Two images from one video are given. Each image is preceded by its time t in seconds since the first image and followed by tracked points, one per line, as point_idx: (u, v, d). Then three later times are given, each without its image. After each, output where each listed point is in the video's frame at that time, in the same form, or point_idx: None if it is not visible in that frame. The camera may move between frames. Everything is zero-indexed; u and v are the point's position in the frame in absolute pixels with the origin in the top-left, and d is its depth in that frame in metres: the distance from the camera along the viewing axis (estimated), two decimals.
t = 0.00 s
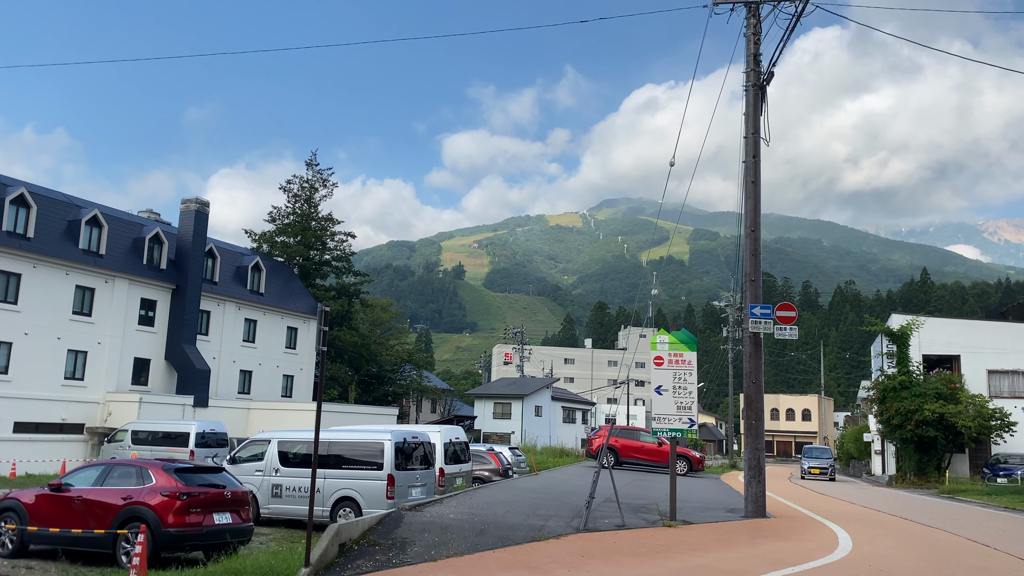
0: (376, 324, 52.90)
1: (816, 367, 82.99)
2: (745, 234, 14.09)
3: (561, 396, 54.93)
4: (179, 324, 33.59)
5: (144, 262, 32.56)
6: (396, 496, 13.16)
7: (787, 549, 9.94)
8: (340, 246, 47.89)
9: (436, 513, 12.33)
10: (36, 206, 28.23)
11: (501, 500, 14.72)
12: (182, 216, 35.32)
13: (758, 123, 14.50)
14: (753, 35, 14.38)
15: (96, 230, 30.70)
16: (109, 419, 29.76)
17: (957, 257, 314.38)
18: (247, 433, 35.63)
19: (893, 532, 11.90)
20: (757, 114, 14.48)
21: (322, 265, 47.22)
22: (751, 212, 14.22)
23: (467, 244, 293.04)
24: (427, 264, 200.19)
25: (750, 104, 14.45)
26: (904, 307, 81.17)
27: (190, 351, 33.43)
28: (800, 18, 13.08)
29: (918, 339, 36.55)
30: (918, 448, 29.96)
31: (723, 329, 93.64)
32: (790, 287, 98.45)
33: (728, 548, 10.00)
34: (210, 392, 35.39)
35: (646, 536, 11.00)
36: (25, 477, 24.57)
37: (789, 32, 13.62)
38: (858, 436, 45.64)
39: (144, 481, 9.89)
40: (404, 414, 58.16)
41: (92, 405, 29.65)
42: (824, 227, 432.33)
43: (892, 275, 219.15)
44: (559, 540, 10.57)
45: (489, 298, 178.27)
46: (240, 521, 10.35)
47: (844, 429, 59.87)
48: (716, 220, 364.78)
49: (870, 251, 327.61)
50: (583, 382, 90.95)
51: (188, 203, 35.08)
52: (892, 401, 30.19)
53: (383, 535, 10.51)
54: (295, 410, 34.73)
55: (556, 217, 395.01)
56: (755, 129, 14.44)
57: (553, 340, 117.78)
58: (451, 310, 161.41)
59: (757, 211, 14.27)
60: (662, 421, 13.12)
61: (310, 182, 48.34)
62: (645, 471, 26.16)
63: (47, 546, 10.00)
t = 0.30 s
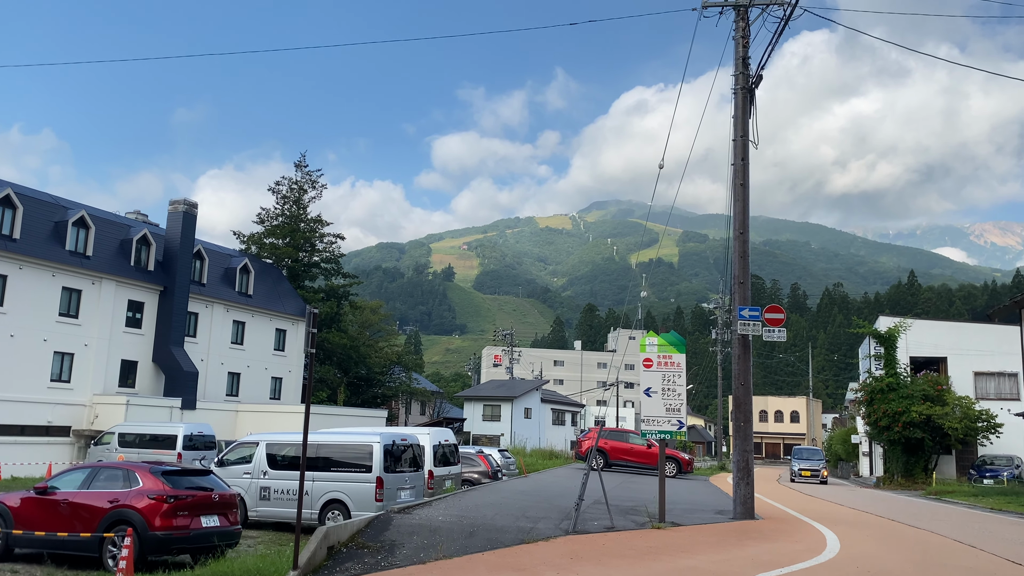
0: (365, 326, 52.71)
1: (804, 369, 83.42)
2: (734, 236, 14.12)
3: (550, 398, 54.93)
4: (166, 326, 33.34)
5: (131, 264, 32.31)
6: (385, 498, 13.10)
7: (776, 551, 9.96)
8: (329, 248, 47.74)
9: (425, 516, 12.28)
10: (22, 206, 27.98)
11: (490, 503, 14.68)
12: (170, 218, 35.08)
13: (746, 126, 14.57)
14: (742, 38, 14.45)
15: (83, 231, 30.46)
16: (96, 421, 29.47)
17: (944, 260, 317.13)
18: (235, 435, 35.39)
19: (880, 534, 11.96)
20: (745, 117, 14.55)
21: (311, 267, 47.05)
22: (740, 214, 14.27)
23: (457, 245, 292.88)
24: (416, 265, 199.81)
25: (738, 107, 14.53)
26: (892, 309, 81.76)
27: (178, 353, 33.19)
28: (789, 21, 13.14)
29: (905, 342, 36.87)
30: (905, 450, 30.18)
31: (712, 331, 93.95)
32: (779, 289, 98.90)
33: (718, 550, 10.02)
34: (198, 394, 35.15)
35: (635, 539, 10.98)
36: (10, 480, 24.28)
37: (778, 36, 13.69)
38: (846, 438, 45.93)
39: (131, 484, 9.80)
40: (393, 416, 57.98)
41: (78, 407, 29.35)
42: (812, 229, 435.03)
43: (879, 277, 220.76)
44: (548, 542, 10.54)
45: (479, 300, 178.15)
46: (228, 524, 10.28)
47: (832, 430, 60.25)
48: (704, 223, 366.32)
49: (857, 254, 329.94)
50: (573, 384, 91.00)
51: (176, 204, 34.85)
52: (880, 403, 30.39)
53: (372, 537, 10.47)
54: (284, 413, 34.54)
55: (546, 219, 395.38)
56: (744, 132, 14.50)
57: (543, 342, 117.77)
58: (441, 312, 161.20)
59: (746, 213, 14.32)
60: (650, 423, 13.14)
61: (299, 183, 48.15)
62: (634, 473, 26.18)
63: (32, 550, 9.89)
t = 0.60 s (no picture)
0: (353, 328, 52.50)
1: (791, 372, 83.89)
2: (722, 239, 14.19)
3: (538, 400, 54.87)
4: (153, 328, 33.08)
5: (118, 266, 32.03)
6: (373, 501, 13.04)
7: (763, 553, 9.99)
8: (317, 250, 47.56)
9: (413, 519, 12.24)
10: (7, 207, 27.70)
11: (478, 505, 14.64)
12: (157, 219, 34.81)
13: (734, 130, 14.64)
14: (730, 42, 14.53)
15: (68, 232, 30.18)
16: (81, 423, 29.18)
17: (929, 263, 319.91)
18: (222, 437, 35.15)
19: (866, 535, 12.02)
20: (733, 121, 14.62)
21: (299, 268, 46.87)
22: (727, 217, 14.33)
23: (445, 247, 292.39)
24: (404, 267, 199.38)
25: (726, 110, 14.60)
26: (878, 312, 82.32)
27: (164, 354, 32.92)
28: (778, 25, 13.21)
29: (892, 344, 37.15)
30: (891, 452, 30.41)
31: (700, 334, 94.32)
32: (766, 292, 99.35)
33: (705, 552, 10.04)
34: (185, 396, 34.88)
35: (623, 540, 10.99)
36: None
37: (766, 40, 13.75)
38: (832, 440, 46.24)
39: (116, 486, 9.70)
40: (381, 419, 57.78)
41: (63, 409, 29.05)
42: (799, 233, 437.81)
43: (865, 281, 222.32)
44: (537, 544, 10.53)
45: (467, 302, 177.93)
46: (215, 527, 10.20)
47: (819, 432, 60.61)
48: (693, 225, 367.83)
49: (844, 257, 332.33)
50: (561, 386, 91.04)
51: (163, 205, 34.58)
52: (866, 405, 30.60)
53: (359, 540, 10.41)
54: (272, 415, 34.35)
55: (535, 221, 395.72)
56: (731, 136, 14.58)
57: (531, 344, 117.77)
58: (429, 314, 160.87)
59: (733, 216, 14.39)
60: (638, 425, 13.15)
61: (287, 185, 47.97)
62: (622, 475, 26.21)
63: (15, 553, 9.79)
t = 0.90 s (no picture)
0: (340, 330, 52.25)
1: (777, 375, 84.37)
2: (708, 243, 14.24)
3: (525, 402, 54.85)
4: (138, 329, 32.77)
5: (103, 266, 31.72)
6: (359, 503, 12.98)
7: (748, 555, 10.01)
8: (304, 251, 47.36)
9: (399, 522, 12.19)
10: None
11: (465, 507, 14.61)
12: (142, 219, 34.49)
13: (721, 133, 14.71)
14: (717, 46, 14.60)
15: (52, 233, 29.88)
16: (64, 425, 28.86)
17: (913, 267, 322.98)
18: (207, 440, 34.84)
19: (851, 538, 12.09)
20: (720, 125, 14.69)
21: (285, 270, 46.65)
22: (714, 221, 14.39)
23: (433, 250, 291.92)
24: (392, 269, 198.99)
25: (713, 114, 14.66)
26: (863, 315, 82.98)
27: (149, 356, 32.62)
28: (764, 31, 13.29)
29: (876, 348, 37.46)
30: (876, 455, 30.65)
31: (686, 336, 94.74)
32: (752, 296, 99.88)
33: (691, 554, 10.05)
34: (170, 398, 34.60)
35: (610, 543, 11.00)
36: None
37: (754, 44, 13.82)
38: (817, 442, 46.52)
39: (100, 489, 9.58)
40: (367, 421, 57.58)
41: (47, 411, 28.70)
42: (785, 236, 440.64)
43: (850, 284, 224.14)
44: (524, 547, 10.51)
45: (455, 304, 177.81)
46: (199, 530, 10.08)
47: (804, 435, 61.00)
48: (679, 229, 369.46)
49: (829, 260, 334.89)
50: (548, 389, 91.11)
51: (148, 206, 34.26)
52: (851, 408, 30.82)
53: (345, 543, 10.35)
54: (258, 417, 34.09)
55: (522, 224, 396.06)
56: (718, 140, 14.65)
57: (518, 346, 117.72)
58: (416, 316, 160.59)
59: (720, 220, 14.44)
60: (625, 428, 13.15)
61: (274, 186, 47.74)
62: (609, 478, 26.26)
63: None
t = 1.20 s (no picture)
0: (326, 333, 51.96)
1: (763, 378, 84.79)
2: (695, 246, 14.30)
3: (512, 405, 54.81)
4: (123, 331, 32.45)
5: (87, 268, 31.41)
6: (345, 506, 12.91)
7: (734, 558, 10.04)
8: (290, 253, 47.12)
9: (386, 525, 12.12)
10: None
11: (451, 511, 14.56)
12: (127, 221, 34.18)
13: (708, 138, 14.78)
14: (704, 51, 14.68)
15: (37, 234, 29.58)
16: (47, 428, 28.51)
17: (897, 271, 326.00)
18: (192, 443, 34.53)
19: (836, 540, 12.16)
20: (707, 129, 14.76)
21: (271, 272, 46.43)
22: (701, 225, 14.45)
23: (421, 252, 291.30)
24: (379, 271, 198.35)
25: (700, 118, 14.73)
26: (848, 319, 83.62)
27: (134, 358, 32.31)
28: (751, 36, 13.36)
29: (861, 351, 37.73)
30: (860, 457, 30.86)
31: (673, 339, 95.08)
32: (738, 299, 100.34)
33: (677, 557, 10.07)
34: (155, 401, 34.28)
35: (598, 545, 11.00)
36: None
37: (741, 49, 13.89)
38: (803, 445, 46.79)
39: (83, 492, 9.46)
40: (354, 424, 57.32)
41: (30, 413, 28.35)
42: (771, 240, 443.40)
43: (835, 288, 225.95)
44: (510, 550, 10.50)
45: (442, 306, 177.44)
46: (184, 533, 9.97)
47: (789, 438, 61.36)
48: (667, 232, 370.91)
49: (815, 264, 337.48)
50: (536, 392, 91.07)
51: (134, 207, 33.99)
52: (836, 411, 31.01)
53: (331, 546, 10.28)
54: (244, 420, 33.85)
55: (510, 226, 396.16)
56: (705, 144, 14.72)
57: (505, 349, 117.65)
58: (404, 319, 160.18)
59: (707, 224, 14.51)
60: (612, 430, 13.18)
61: (260, 187, 47.46)
62: (595, 480, 26.30)
63: None
